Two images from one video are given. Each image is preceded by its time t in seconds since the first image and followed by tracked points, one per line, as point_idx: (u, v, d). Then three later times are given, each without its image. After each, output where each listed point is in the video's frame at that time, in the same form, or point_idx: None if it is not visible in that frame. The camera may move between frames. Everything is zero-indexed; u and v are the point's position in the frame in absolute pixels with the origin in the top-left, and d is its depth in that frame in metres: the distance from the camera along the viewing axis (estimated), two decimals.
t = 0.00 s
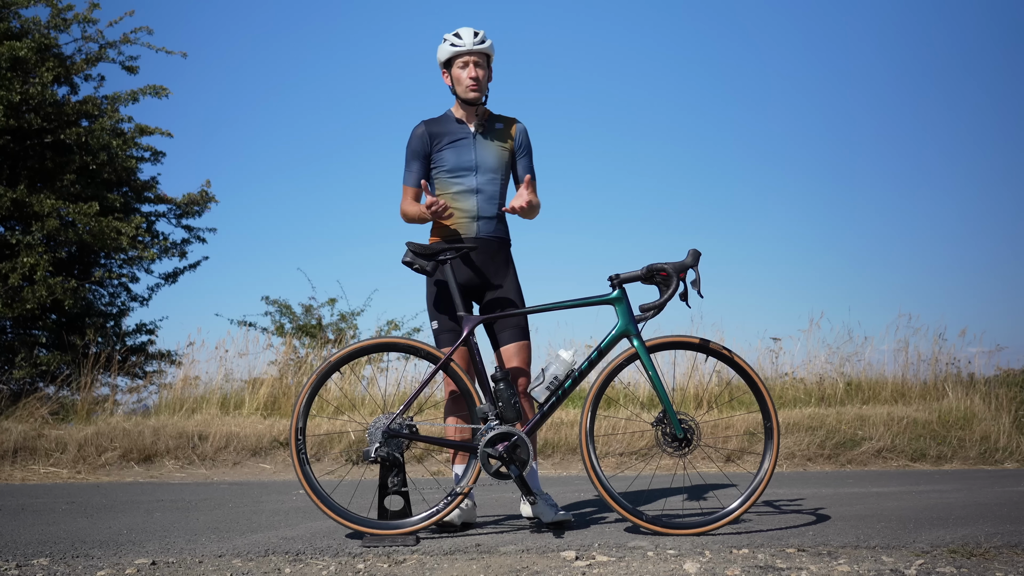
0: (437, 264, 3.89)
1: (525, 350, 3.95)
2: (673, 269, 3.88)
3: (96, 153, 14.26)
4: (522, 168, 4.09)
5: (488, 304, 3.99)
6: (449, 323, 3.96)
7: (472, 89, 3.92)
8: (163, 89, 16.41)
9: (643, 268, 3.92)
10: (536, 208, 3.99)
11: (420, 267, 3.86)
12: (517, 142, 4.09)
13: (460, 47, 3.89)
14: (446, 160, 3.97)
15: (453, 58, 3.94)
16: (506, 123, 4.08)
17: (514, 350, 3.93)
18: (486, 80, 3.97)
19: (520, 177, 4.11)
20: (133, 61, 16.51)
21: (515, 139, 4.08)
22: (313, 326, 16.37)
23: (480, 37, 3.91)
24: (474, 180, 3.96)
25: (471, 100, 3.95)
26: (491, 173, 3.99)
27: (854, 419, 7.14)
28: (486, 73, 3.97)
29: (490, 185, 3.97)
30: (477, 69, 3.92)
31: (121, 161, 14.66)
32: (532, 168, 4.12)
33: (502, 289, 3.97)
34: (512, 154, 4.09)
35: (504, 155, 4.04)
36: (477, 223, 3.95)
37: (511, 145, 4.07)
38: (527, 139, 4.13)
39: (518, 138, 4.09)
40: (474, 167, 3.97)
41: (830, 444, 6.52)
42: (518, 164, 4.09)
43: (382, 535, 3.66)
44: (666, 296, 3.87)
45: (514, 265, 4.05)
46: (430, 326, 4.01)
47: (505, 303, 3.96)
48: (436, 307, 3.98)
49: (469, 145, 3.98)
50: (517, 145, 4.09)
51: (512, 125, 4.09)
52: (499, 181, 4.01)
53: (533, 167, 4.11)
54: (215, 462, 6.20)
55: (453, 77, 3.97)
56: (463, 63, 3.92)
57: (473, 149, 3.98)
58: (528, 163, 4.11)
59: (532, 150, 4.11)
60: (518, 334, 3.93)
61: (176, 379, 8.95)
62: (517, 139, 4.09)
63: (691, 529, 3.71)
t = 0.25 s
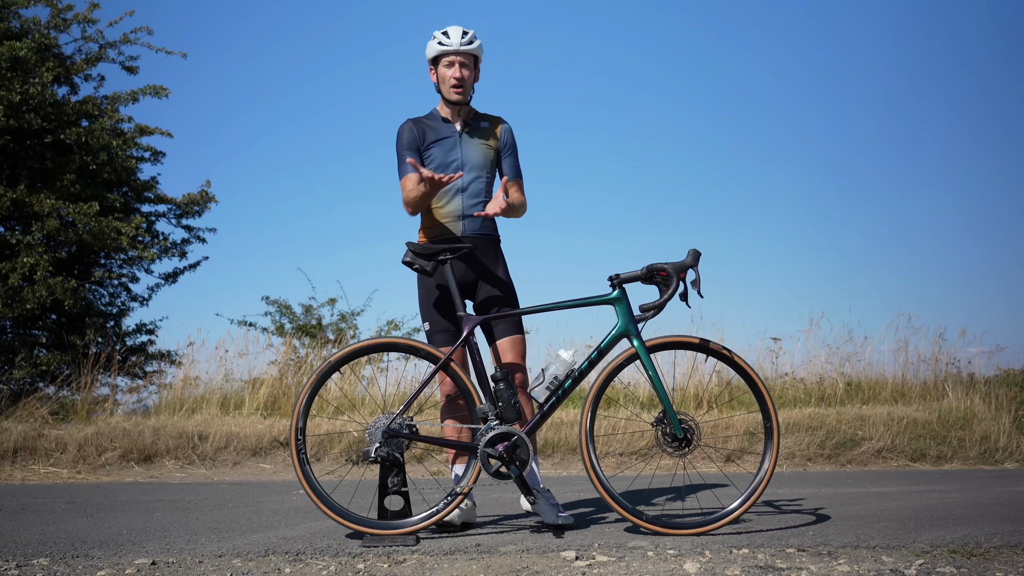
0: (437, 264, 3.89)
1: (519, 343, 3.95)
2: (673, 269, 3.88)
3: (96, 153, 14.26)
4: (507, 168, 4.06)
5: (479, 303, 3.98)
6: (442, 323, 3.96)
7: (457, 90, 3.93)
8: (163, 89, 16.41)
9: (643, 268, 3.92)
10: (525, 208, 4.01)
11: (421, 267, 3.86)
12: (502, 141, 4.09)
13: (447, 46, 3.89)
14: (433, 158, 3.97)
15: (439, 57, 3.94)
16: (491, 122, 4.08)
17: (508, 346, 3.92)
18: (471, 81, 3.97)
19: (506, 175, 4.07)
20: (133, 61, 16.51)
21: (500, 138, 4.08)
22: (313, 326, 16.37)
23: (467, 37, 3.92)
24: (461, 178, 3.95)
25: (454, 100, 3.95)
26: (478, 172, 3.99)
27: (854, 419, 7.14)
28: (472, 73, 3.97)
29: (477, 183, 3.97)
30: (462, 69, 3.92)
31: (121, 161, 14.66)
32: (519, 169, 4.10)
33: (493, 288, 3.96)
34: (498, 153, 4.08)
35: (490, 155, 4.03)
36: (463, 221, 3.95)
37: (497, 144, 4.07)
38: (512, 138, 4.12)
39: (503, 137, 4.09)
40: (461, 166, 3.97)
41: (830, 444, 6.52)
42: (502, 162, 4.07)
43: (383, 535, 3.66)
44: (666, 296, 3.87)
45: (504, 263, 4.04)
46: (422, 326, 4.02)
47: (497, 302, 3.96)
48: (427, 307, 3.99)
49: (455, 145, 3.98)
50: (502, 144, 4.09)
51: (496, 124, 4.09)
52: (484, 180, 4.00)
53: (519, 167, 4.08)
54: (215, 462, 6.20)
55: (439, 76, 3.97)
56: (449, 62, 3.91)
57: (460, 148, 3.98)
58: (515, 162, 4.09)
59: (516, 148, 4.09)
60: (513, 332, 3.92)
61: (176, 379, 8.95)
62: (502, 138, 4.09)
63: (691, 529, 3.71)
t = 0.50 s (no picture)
0: (437, 264, 3.88)
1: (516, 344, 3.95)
2: (673, 269, 3.88)
3: (96, 153, 14.26)
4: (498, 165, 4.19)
5: (479, 303, 3.98)
6: (441, 324, 3.96)
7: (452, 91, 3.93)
8: (163, 89, 16.41)
9: (643, 268, 3.92)
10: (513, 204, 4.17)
11: (420, 267, 3.86)
12: (493, 136, 4.16)
13: (443, 46, 3.88)
14: (429, 159, 3.95)
15: (434, 57, 3.93)
16: (481, 118, 4.12)
17: (506, 345, 3.92)
18: (466, 82, 3.99)
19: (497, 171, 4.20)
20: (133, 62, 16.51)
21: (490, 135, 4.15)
22: (313, 326, 16.37)
23: (463, 38, 3.91)
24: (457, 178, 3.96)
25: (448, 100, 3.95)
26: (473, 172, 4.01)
27: (854, 419, 7.14)
28: (466, 74, 3.98)
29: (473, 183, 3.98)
30: (458, 70, 3.93)
31: (121, 161, 14.66)
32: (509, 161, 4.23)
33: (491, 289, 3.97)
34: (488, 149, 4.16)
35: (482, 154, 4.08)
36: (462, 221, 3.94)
37: (487, 141, 4.13)
38: (501, 131, 4.21)
39: (492, 132, 4.16)
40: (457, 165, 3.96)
41: (830, 444, 6.53)
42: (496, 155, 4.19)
43: (382, 535, 3.66)
44: (666, 296, 3.87)
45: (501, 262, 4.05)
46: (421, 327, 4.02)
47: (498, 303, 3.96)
48: (426, 308, 3.98)
49: (450, 144, 3.98)
50: (491, 140, 4.16)
51: (487, 119, 4.14)
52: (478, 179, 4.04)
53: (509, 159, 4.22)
54: (215, 462, 6.20)
55: (433, 75, 3.96)
56: (445, 63, 3.91)
57: (455, 148, 3.98)
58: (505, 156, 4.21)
59: (507, 140, 4.19)
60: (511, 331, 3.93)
61: (176, 379, 8.95)
62: (492, 133, 4.16)
63: (691, 529, 3.71)
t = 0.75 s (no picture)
0: (437, 264, 3.88)
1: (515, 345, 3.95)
2: (673, 269, 3.88)
3: (96, 153, 14.26)
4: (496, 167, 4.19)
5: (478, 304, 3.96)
6: (440, 324, 3.96)
7: (450, 90, 3.92)
8: (163, 89, 16.40)
9: (643, 268, 3.92)
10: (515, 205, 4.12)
11: (420, 267, 3.86)
12: (492, 138, 4.15)
13: (442, 46, 3.88)
14: (427, 161, 3.95)
15: (432, 57, 3.93)
16: (479, 119, 4.11)
17: (505, 346, 3.92)
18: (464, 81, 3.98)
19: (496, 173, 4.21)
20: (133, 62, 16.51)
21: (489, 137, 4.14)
22: (313, 326, 16.37)
23: (461, 37, 3.92)
24: (456, 180, 3.97)
25: (447, 100, 3.95)
26: (472, 173, 4.01)
27: (854, 419, 7.13)
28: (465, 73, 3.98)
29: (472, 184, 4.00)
30: (456, 69, 3.92)
31: (121, 161, 14.66)
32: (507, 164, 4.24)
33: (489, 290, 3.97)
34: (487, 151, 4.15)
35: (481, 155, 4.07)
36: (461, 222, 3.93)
37: (486, 143, 4.12)
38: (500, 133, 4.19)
39: (491, 134, 4.15)
40: (456, 167, 3.97)
41: (830, 444, 6.53)
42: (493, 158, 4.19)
43: (382, 535, 3.66)
44: (666, 296, 3.87)
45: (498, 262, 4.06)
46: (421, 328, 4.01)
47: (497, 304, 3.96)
48: (424, 308, 3.98)
49: (449, 145, 3.98)
50: (490, 142, 4.15)
51: (485, 122, 4.13)
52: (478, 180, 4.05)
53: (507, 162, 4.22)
54: (215, 462, 6.20)
55: (431, 75, 3.95)
56: (443, 63, 3.91)
57: (453, 149, 3.98)
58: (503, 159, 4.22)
59: (506, 142, 4.16)
60: (509, 331, 3.93)
61: (176, 379, 8.95)
62: (491, 135, 4.15)
63: (691, 529, 3.71)
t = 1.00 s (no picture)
0: (437, 264, 3.89)
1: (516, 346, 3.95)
2: (673, 269, 3.88)
3: (96, 153, 14.27)
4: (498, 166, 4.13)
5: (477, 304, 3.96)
6: (438, 324, 3.96)
7: (445, 89, 3.92)
8: (163, 89, 16.40)
9: (643, 268, 3.92)
10: (517, 206, 4.08)
11: (420, 267, 3.87)
12: (491, 139, 4.12)
13: (434, 45, 3.89)
14: (423, 160, 3.96)
15: (426, 56, 3.94)
16: (478, 121, 4.10)
17: (506, 346, 3.92)
18: (459, 80, 3.98)
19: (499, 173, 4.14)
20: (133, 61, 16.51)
21: (489, 139, 4.12)
22: (313, 326, 16.37)
23: (454, 36, 3.92)
24: (452, 179, 3.96)
25: (443, 98, 3.95)
26: (469, 172, 4.00)
27: (854, 419, 7.13)
28: (460, 72, 3.98)
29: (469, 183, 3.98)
30: (450, 68, 3.92)
31: (121, 161, 14.67)
32: (511, 165, 4.17)
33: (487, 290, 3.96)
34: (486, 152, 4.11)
35: (479, 155, 4.06)
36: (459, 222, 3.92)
37: (484, 144, 4.10)
38: (501, 134, 4.16)
39: (490, 134, 4.12)
40: (452, 166, 3.97)
41: (830, 444, 6.52)
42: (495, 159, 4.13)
43: (382, 535, 3.66)
44: (666, 296, 3.87)
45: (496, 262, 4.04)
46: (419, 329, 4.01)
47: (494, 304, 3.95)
48: (421, 307, 3.97)
49: (446, 144, 3.97)
50: (489, 142, 4.12)
51: (484, 122, 4.11)
52: (475, 179, 4.04)
53: (511, 164, 4.15)
54: (215, 462, 6.20)
55: (426, 75, 3.96)
56: (437, 61, 3.91)
57: (449, 148, 3.98)
58: (505, 160, 4.15)
59: (506, 146, 4.14)
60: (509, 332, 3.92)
61: (176, 379, 8.95)
62: (491, 136, 4.12)
63: (691, 529, 3.71)
